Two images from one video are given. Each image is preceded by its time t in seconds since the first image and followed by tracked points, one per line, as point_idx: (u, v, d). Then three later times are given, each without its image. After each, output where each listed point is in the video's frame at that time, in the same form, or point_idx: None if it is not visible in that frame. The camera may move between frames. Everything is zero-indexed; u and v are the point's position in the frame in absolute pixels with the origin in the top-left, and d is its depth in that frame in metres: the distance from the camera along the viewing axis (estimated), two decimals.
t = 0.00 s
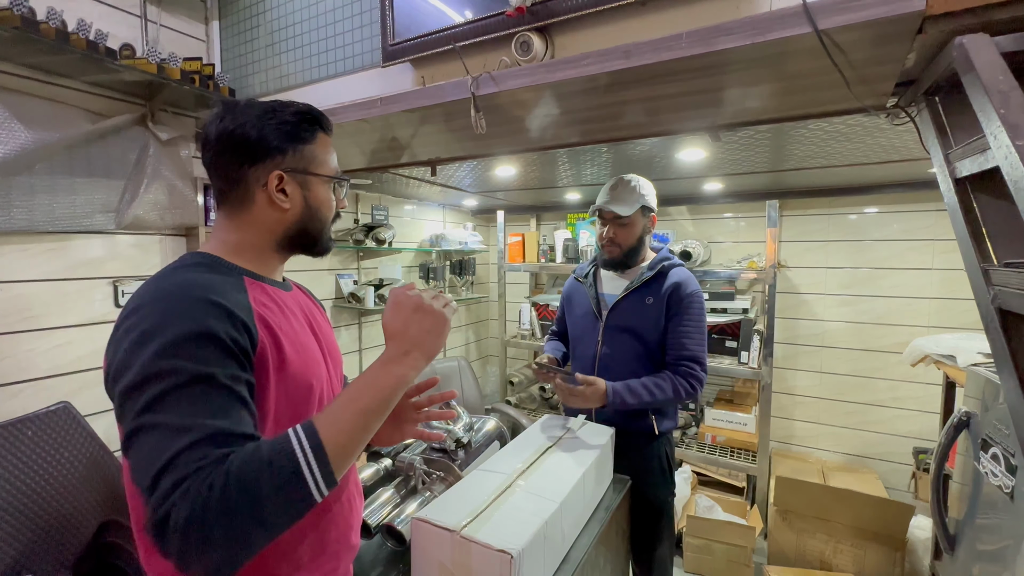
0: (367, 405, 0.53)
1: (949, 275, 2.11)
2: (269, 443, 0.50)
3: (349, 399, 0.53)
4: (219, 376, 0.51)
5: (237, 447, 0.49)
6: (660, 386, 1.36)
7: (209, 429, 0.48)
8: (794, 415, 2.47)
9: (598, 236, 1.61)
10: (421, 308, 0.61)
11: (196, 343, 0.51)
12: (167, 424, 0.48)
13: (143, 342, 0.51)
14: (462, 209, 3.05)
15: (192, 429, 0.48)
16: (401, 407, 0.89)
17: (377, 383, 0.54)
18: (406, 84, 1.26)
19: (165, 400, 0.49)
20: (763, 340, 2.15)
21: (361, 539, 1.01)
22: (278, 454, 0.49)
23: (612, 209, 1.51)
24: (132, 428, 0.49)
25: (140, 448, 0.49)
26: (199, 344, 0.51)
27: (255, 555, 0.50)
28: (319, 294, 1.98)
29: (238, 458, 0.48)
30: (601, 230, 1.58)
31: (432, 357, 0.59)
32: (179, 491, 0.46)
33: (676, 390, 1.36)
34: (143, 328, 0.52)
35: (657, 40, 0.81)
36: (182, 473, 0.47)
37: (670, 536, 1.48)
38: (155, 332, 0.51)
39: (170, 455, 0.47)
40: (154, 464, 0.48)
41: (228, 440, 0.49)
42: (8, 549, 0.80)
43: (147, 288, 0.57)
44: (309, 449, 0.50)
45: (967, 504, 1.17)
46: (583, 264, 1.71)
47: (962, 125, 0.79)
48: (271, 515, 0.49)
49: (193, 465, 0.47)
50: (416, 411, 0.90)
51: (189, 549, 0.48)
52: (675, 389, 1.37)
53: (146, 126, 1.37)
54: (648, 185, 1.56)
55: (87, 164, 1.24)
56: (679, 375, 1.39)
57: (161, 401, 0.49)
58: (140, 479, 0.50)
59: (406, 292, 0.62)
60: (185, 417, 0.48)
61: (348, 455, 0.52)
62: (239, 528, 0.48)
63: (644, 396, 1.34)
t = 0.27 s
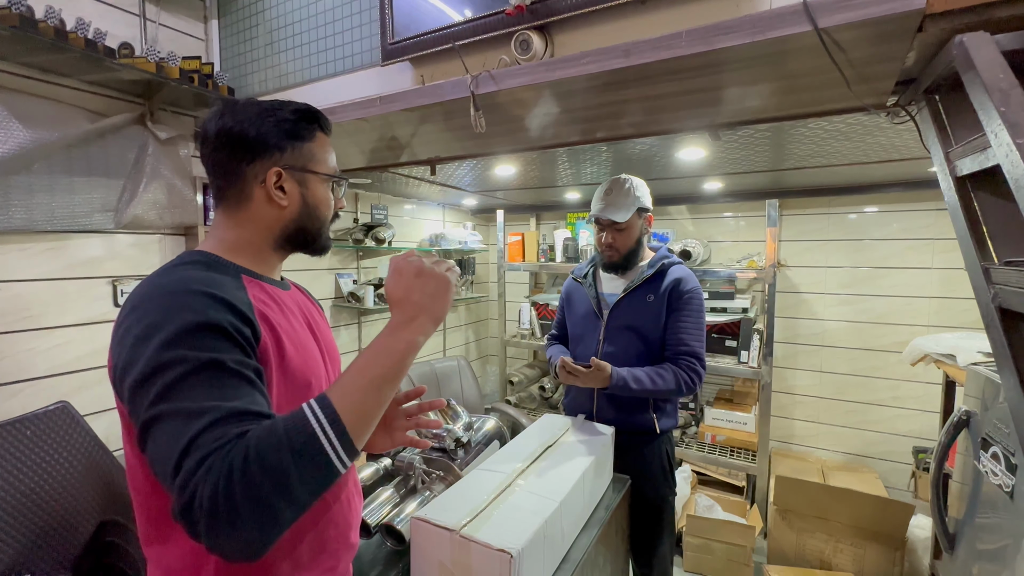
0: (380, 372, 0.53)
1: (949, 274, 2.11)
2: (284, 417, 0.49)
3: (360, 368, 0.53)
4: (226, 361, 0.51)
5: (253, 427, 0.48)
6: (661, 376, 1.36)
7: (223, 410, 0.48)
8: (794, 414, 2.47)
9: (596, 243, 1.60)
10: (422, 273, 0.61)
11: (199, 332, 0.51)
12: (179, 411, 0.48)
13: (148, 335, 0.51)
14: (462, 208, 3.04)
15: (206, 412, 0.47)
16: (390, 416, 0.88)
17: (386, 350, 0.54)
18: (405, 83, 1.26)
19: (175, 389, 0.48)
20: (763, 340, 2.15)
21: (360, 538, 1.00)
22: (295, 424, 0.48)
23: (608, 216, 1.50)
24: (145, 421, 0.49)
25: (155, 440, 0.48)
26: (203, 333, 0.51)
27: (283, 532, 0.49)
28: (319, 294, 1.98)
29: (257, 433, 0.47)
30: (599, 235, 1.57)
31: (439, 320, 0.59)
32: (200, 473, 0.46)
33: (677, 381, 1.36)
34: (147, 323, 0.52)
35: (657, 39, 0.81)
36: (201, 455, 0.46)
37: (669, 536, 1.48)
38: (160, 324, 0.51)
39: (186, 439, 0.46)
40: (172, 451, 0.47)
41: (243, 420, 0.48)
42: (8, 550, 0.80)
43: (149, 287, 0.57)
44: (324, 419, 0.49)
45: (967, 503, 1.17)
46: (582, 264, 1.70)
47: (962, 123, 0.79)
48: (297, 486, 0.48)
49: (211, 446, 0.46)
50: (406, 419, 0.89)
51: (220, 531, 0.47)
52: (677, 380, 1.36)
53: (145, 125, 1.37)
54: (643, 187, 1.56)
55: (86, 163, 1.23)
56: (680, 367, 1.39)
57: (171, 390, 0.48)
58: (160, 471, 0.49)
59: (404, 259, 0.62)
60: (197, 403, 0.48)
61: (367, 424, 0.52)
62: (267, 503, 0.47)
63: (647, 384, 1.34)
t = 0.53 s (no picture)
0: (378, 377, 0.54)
1: (948, 274, 2.11)
2: (285, 419, 0.49)
3: (358, 373, 0.53)
4: (229, 361, 0.51)
5: (254, 427, 0.48)
6: (662, 377, 1.36)
7: (225, 410, 0.48)
8: (793, 414, 2.47)
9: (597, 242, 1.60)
10: (420, 277, 0.61)
11: (202, 333, 0.51)
12: (182, 411, 0.48)
13: (150, 336, 0.51)
14: (462, 209, 3.04)
15: (209, 412, 0.47)
16: (390, 418, 0.88)
17: (385, 354, 0.55)
18: (404, 83, 1.26)
19: (178, 389, 0.48)
20: (763, 340, 2.15)
21: (360, 538, 1.00)
22: (297, 426, 0.48)
23: (610, 217, 1.50)
24: (148, 421, 0.49)
25: (157, 440, 0.48)
26: (206, 333, 0.51)
27: (285, 532, 0.49)
28: (318, 294, 1.98)
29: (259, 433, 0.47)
30: (599, 238, 1.57)
31: (437, 323, 0.59)
32: (203, 473, 0.46)
33: (678, 381, 1.36)
34: (150, 323, 0.52)
35: (656, 40, 0.81)
36: (203, 455, 0.46)
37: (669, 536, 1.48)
38: (163, 324, 0.51)
39: (189, 440, 0.46)
40: (174, 452, 0.47)
41: (245, 420, 0.48)
42: (9, 550, 0.80)
43: (151, 287, 0.57)
44: (325, 422, 0.50)
45: (966, 504, 1.17)
46: (581, 265, 1.70)
47: (961, 124, 0.79)
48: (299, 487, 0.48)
49: (215, 446, 0.46)
50: (405, 423, 0.89)
51: (223, 532, 0.47)
52: (678, 381, 1.36)
53: (144, 125, 1.37)
54: (644, 187, 1.56)
55: (85, 164, 1.23)
56: (680, 367, 1.39)
57: (173, 390, 0.48)
58: (163, 471, 0.49)
59: (403, 263, 0.62)
60: (200, 403, 0.48)
61: (367, 428, 0.53)
62: (269, 503, 0.47)
63: (649, 386, 1.34)
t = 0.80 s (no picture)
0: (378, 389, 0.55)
1: (947, 275, 2.11)
2: (279, 433, 0.49)
3: (357, 384, 0.54)
4: (226, 370, 0.51)
5: (248, 440, 0.48)
6: (662, 377, 1.36)
7: (221, 421, 0.48)
8: (793, 414, 2.47)
9: (597, 243, 1.60)
10: (418, 295, 0.62)
11: (201, 340, 0.51)
12: (178, 419, 0.47)
13: (150, 339, 0.51)
14: (461, 209, 3.04)
15: (204, 422, 0.47)
16: (390, 421, 0.88)
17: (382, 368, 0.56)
18: (404, 84, 1.26)
19: (175, 396, 0.48)
20: (763, 340, 2.15)
21: (359, 539, 1.00)
22: (290, 442, 0.48)
23: (610, 219, 1.50)
24: (144, 425, 0.49)
25: (151, 445, 0.48)
26: (205, 340, 0.51)
27: (272, 546, 0.49)
28: (318, 294, 1.98)
29: (253, 448, 0.47)
30: (599, 239, 1.56)
31: (433, 340, 0.61)
32: (194, 484, 0.46)
33: (678, 382, 1.36)
34: (149, 326, 0.52)
35: (655, 40, 0.81)
36: (195, 466, 0.46)
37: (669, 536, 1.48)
38: (163, 328, 0.51)
39: (182, 449, 0.46)
40: (167, 459, 0.47)
41: (239, 433, 0.49)
42: (9, 550, 0.80)
43: (152, 289, 0.57)
44: (318, 437, 0.50)
45: (966, 504, 1.17)
46: (580, 265, 1.70)
47: (960, 125, 0.79)
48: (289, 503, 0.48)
49: (208, 457, 0.46)
50: (406, 427, 0.89)
51: (209, 544, 0.47)
52: (678, 381, 1.36)
53: (144, 125, 1.37)
54: (645, 187, 1.56)
55: (85, 164, 1.23)
56: (680, 368, 1.39)
57: (171, 396, 0.48)
58: (154, 477, 0.49)
59: (402, 278, 0.63)
60: (196, 412, 0.48)
61: (359, 442, 0.53)
62: (257, 518, 0.47)
63: (649, 386, 1.34)
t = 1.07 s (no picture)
0: (346, 448, 0.63)
1: (947, 276, 2.11)
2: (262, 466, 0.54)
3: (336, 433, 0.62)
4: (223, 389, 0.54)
5: (234, 463, 0.52)
6: (661, 378, 1.36)
7: (211, 444, 0.51)
8: (793, 415, 2.47)
9: (597, 245, 1.60)
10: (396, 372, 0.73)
11: (203, 354, 0.53)
12: (168, 431, 0.50)
13: (149, 343, 0.52)
14: (461, 209, 3.04)
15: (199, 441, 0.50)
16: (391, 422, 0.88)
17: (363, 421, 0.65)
18: (404, 85, 1.26)
19: (173, 407, 0.51)
20: (763, 341, 2.15)
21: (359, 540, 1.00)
22: (269, 482, 0.54)
23: (609, 220, 1.50)
24: (126, 426, 0.50)
25: (136, 450, 0.50)
26: (208, 355, 0.54)
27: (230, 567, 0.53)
28: (318, 295, 1.98)
29: (234, 478, 0.51)
30: (599, 240, 1.56)
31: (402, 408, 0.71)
32: (178, 499, 0.49)
33: (677, 383, 1.36)
34: (149, 328, 0.53)
35: (655, 41, 0.81)
36: (182, 482, 0.49)
37: (669, 537, 1.48)
38: (162, 334, 0.53)
39: (172, 463, 0.49)
40: (152, 468, 0.49)
41: (226, 455, 0.52)
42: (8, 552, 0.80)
43: (149, 288, 0.58)
44: (302, 471, 0.57)
45: (965, 505, 1.17)
46: (580, 266, 1.70)
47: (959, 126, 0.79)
48: (251, 536, 0.52)
49: (190, 477, 0.49)
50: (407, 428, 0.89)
51: (162, 556, 0.50)
52: (678, 383, 1.36)
53: (144, 126, 1.37)
54: (645, 188, 1.56)
55: (85, 165, 1.23)
56: (679, 369, 1.39)
57: (164, 406, 0.50)
58: (124, 478, 0.51)
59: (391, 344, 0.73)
60: (193, 427, 0.51)
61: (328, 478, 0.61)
62: (229, 539, 0.51)
63: (648, 387, 1.34)
